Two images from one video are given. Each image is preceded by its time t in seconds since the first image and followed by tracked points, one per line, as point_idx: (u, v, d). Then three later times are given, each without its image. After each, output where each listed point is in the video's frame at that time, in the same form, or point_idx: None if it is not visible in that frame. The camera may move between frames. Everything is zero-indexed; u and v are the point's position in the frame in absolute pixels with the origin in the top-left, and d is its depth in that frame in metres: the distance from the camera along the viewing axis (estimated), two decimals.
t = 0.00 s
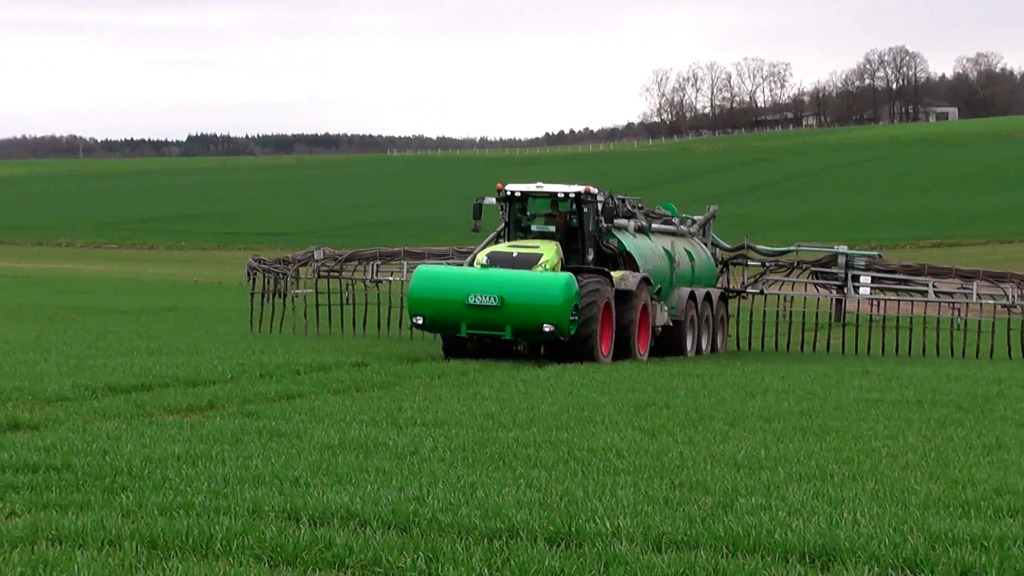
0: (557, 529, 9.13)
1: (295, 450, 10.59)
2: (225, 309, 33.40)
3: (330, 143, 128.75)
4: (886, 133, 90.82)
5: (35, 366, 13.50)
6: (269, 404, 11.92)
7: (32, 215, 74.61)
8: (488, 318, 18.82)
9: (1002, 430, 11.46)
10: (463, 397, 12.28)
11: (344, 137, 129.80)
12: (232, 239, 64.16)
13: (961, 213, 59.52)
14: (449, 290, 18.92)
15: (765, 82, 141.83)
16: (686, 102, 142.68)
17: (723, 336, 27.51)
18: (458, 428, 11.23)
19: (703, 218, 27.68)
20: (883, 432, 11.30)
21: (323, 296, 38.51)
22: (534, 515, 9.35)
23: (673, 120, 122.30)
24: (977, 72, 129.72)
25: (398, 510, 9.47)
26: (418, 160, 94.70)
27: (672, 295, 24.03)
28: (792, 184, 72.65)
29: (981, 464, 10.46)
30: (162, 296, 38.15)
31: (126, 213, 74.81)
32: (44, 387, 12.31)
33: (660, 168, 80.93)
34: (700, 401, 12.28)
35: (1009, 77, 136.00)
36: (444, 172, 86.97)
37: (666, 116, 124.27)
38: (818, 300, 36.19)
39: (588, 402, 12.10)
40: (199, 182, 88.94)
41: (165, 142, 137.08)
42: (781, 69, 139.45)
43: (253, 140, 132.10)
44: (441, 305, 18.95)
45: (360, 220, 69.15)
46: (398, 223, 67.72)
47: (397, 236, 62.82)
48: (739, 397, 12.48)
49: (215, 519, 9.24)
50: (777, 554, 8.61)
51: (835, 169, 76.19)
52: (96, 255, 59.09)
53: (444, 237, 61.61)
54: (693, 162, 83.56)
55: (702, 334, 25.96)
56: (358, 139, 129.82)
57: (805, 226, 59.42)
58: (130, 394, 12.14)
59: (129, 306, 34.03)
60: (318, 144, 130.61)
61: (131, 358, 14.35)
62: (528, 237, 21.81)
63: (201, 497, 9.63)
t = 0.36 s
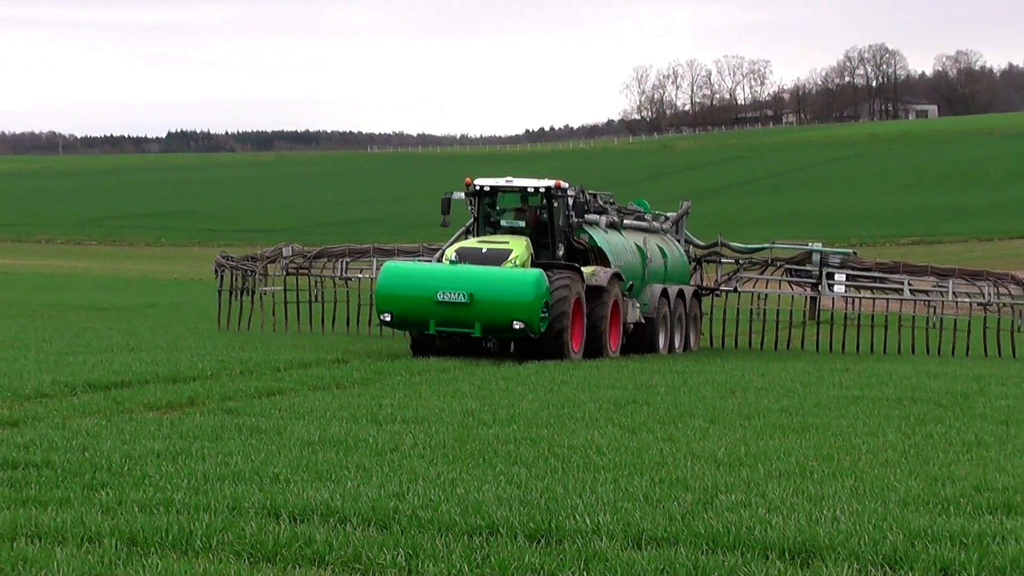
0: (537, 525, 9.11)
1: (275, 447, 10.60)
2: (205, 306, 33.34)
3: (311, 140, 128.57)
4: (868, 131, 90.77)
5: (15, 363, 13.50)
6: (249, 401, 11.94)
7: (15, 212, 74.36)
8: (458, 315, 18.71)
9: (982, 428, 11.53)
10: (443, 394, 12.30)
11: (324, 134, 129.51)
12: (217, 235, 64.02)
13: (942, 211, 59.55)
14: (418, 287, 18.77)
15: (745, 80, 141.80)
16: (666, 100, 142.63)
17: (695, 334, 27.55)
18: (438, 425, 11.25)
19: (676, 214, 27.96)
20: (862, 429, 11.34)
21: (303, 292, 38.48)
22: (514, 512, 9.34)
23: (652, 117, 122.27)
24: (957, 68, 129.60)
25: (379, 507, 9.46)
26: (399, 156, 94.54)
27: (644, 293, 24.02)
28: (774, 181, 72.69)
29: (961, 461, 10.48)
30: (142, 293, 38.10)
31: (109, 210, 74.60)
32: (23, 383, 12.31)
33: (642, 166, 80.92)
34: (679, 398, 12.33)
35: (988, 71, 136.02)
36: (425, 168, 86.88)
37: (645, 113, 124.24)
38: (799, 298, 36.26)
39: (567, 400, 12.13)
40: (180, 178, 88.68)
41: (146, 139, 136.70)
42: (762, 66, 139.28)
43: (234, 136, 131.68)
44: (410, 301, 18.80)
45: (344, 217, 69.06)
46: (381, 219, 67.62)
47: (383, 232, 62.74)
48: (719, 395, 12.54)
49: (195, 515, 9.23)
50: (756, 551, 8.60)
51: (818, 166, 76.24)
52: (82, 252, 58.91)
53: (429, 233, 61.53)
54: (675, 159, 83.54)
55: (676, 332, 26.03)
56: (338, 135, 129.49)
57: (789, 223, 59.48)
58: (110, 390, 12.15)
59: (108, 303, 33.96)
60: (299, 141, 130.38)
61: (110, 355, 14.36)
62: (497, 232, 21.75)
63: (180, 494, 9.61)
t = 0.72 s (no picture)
0: (517, 525, 9.06)
1: (255, 446, 10.59)
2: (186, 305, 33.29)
3: (294, 139, 128.40)
4: (849, 131, 90.84)
5: None
6: (230, 399, 11.96)
7: None
8: (426, 314, 18.56)
9: (962, 428, 11.56)
10: (425, 393, 12.33)
11: (305, 133, 129.23)
12: (203, 234, 63.83)
13: (924, 211, 59.63)
14: (385, 286, 18.63)
15: (727, 80, 141.69)
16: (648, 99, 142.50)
17: (670, 335, 27.55)
18: (418, 425, 11.27)
19: (650, 212, 28.04)
20: (841, 429, 11.39)
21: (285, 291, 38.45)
22: (494, 512, 9.30)
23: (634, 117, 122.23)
24: (938, 68, 129.72)
25: (359, 506, 9.42)
26: (382, 155, 94.34)
27: (617, 293, 23.96)
28: (758, 180, 72.73)
29: (941, 461, 10.50)
30: (122, 291, 38.03)
31: (93, 208, 74.35)
32: (3, 382, 12.32)
33: (625, 165, 80.89)
34: (659, 398, 12.37)
35: (968, 71, 136.16)
36: (409, 166, 86.77)
37: (627, 113, 124.15)
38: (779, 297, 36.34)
39: (548, 399, 12.18)
40: (162, 177, 88.41)
41: (128, 138, 136.34)
42: (743, 66, 139.21)
43: (216, 135, 131.27)
44: (377, 300, 18.66)
45: (328, 216, 68.97)
46: (367, 218, 67.51)
47: (370, 231, 62.64)
48: (700, 395, 12.60)
49: (175, 514, 9.18)
50: (737, 551, 8.55)
51: (802, 165, 76.27)
52: (67, 251, 58.73)
53: (416, 232, 61.44)
54: (657, 159, 83.55)
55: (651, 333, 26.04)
56: (321, 134, 129.20)
57: (774, 223, 59.52)
58: (91, 389, 12.16)
59: (89, 301, 33.86)
60: (281, 139, 130.09)
61: (91, 353, 14.38)
62: (467, 231, 21.76)
63: (161, 493, 9.58)
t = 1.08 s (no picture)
0: (495, 523, 9.01)
1: (234, 444, 10.59)
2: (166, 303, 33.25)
3: (274, 137, 128.22)
4: (829, 130, 90.94)
5: None
6: (209, 397, 11.98)
7: None
8: (393, 313, 18.43)
9: (939, 429, 11.61)
10: (404, 392, 12.36)
11: (285, 130, 128.95)
12: (188, 231, 63.74)
13: (905, 211, 59.75)
14: (352, 285, 18.50)
15: (708, 80, 141.82)
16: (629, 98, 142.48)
17: (642, 334, 27.57)
18: (397, 423, 11.28)
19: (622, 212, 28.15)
20: (820, 429, 11.43)
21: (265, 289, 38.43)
22: (474, 510, 9.26)
23: (615, 117, 122.28)
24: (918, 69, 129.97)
25: (337, 505, 9.36)
26: (364, 154, 94.21)
27: (587, 292, 23.98)
28: (741, 180, 72.81)
29: (921, 461, 10.52)
30: (101, 289, 37.97)
31: (77, 206, 74.18)
32: None
33: (607, 165, 80.92)
34: (638, 398, 12.41)
35: (947, 72, 136.43)
36: (390, 164, 86.70)
37: (607, 112, 124.26)
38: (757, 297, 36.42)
39: (527, 398, 12.22)
40: (144, 174, 88.21)
41: (108, 135, 135.98)
42: (723, 65, 139.27)
43: (198, 133, 130.96)
44: (345, 300, 18.52)
45: (310, 213, 68.87)
46: (352, 216, 67.45)
47: (355, 230, 62.59)
48: (679, 395, 12.67)
49: (153, 512, 9.11)
50: (716, 550, 8.50)
51: (786, 165, 76.35)
52: (53, 248, 58.59)
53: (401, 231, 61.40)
54: (638, 159, 83.62)
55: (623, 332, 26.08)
56: (302, 131, 129.02)
57: (758, 222, 59.56)
58: (70, 386, 12.18)
59: (70, 300, 33.82)
60: (261, 136, 129.86)
61: (69, 351, 14.39)
62: (436, 228, 21.64)
63: (139, 490, 9.54)
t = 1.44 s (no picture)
0: (487, 522, 9.00)
1: (225, 443, 10.59)
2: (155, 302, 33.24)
3: (265, 135, 128.12)
4: (820, 130, 90.84)
5: None
6: (200, 396, 12.00)
7: None
8: (371, 312, 18.27)
9: (930, 428, 11.65)
10: (395, 390, 12.38)
11: (274, 129, 128.67)
12: (181, 230, 63.64)
13: (896, 210, 59.79)
14: (329, 284, 18.33)
15: (698, 79, 141.75)
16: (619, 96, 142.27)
17: (626, 333, 27.56)
18: (388, 421, 11.31)
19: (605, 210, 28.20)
20: (811, 428, 11.46)
21: (254, 286, 38.40)
22: (465, 509, 9.27)
23: (605, 116, 122.12)
24: (908, 69, 129.95)
25: (329, 504, 9.35)
26: (353, 152, 94.00)
27: (570, 291, 23.97)
28: (731, 179, 72.81)
29: (911, 461, 10.54)
30: (91, 287, 37.96)
31: (67, 205, 74.04)
32: None
33: (597, 164, 80.87)
34: (630, 397, 12.45)
35: (937, 71, 136.45)
36: (381, 162, 86.57)
37: (597, 110, 124.14)
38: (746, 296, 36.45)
39: (519, 397, 12.26)
40: (133, 173, 88.04)
41: (97, 132, 135.72)
42: (712, 64, 139.15)
43: (187, 131, 130.70)
44: (321, 299, 18.36)
45: (303, 212, 68.84)
46: (344, 213, 67.34)
47: (348, 228, 62.53)
48: (670, 393, 12.71)
49: (143, 511, 9.11)
50: (707, 550, 8.49)
51: (778, 164, 76.34)
52: (44, 246, 58.49)
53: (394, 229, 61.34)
54: (628, 158, 83.55)
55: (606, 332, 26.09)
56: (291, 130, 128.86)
57: (751, 221, 59.53)
58: (61, 385, 12.21)
59: (59, 298, 33.77)
60: (250, 136, 129.62)
61: (59, 348, 14.39)
62: (415, 226, 21.52)
63: (130, 489, 9.53)
